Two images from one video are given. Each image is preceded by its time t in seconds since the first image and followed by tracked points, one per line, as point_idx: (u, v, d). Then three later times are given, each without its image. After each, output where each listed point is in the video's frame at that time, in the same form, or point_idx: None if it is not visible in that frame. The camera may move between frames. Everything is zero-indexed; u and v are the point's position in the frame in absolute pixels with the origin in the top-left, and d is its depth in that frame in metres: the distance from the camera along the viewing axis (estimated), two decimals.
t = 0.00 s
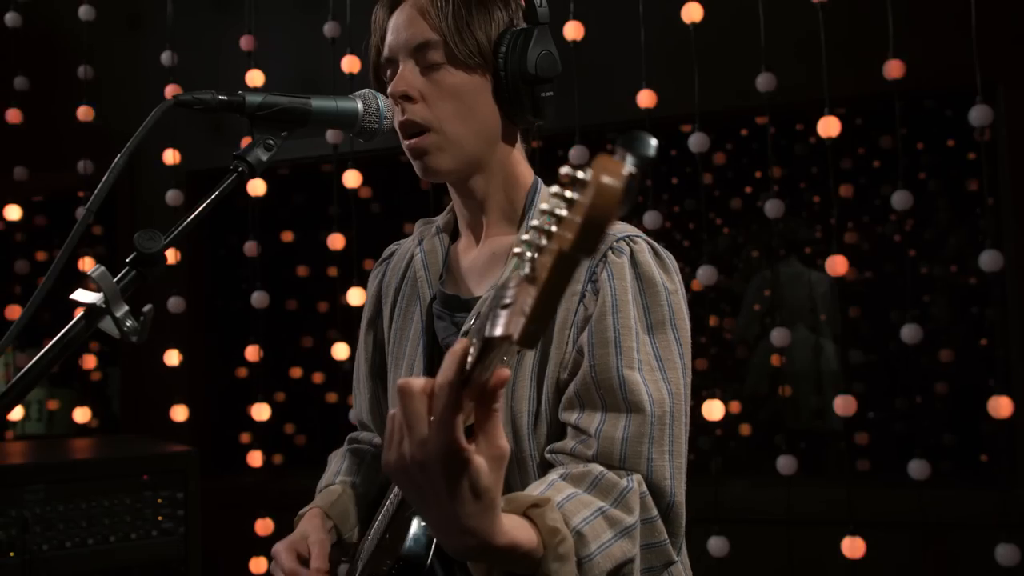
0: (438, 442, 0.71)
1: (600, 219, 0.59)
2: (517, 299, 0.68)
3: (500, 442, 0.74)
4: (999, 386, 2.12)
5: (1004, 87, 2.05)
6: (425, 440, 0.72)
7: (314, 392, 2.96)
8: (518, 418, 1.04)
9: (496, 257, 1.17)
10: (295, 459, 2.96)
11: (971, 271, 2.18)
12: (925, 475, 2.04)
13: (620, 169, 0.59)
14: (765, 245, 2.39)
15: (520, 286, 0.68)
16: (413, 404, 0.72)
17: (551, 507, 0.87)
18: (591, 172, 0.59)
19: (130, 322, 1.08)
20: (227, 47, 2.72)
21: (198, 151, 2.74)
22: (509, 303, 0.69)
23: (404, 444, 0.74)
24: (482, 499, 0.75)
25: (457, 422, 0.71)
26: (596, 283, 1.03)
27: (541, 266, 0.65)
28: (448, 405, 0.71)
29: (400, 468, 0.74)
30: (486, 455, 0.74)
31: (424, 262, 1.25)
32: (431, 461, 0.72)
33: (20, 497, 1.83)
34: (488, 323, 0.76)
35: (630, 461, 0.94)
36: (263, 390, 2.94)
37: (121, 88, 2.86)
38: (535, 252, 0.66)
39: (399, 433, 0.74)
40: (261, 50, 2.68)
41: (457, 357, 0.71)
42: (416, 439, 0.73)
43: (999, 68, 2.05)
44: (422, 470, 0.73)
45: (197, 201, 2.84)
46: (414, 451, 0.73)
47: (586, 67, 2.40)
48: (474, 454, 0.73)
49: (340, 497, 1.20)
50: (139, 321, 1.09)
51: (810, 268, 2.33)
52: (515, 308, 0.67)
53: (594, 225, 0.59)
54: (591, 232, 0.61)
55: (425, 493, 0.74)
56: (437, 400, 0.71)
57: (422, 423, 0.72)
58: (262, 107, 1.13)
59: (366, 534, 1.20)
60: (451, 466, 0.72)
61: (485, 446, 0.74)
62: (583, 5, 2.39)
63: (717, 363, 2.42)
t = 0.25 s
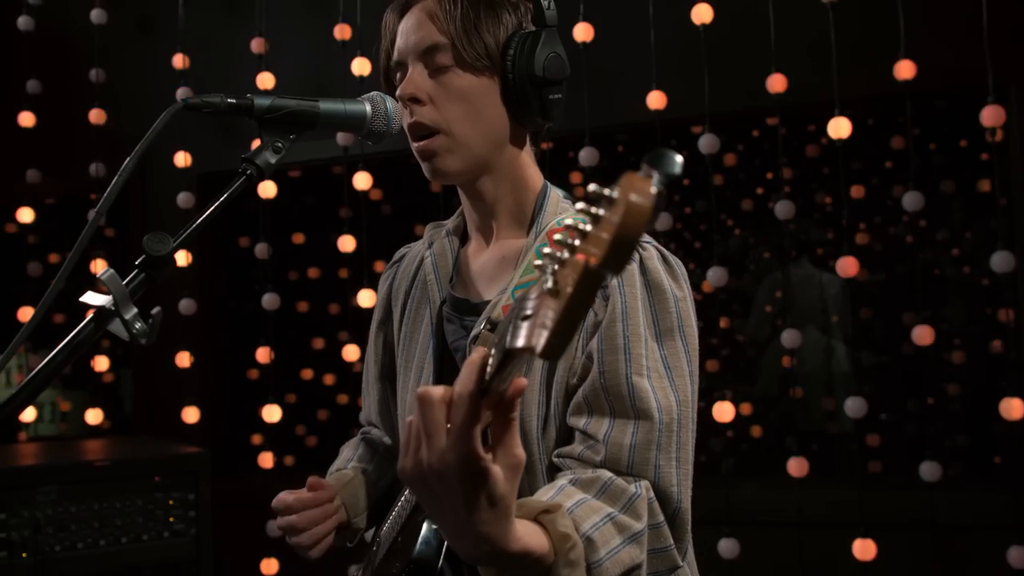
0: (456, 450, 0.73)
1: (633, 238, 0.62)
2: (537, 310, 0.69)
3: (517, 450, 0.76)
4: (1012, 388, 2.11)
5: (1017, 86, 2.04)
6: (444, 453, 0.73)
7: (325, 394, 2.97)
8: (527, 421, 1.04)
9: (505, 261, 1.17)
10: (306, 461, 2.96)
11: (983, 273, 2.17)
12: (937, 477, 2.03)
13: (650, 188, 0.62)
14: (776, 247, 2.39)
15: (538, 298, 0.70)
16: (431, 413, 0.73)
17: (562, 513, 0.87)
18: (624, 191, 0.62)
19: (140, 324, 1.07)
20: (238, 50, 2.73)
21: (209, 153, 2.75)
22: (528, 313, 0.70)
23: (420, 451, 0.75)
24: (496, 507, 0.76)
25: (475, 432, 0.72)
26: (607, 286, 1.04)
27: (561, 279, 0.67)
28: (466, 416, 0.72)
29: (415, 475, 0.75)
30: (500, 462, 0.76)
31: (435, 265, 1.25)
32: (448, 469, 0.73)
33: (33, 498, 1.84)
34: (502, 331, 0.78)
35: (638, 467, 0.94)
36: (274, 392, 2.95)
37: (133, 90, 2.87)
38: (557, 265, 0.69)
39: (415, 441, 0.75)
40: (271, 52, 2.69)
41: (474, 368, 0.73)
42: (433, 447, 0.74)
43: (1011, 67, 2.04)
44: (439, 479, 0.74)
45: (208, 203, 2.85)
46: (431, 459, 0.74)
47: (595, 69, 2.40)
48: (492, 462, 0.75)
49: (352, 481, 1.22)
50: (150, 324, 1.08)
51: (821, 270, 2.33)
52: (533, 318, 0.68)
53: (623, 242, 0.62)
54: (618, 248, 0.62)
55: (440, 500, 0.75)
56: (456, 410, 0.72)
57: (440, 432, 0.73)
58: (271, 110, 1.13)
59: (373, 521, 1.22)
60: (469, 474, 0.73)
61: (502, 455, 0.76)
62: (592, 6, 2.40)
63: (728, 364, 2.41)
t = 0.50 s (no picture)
0: (476, 456, 0.73)
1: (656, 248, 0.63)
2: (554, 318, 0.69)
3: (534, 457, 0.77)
4: None
5: None
6: (462, 459, 0.74)
7: (337, 395, 2.97)
8: (539, 424, 1.04)
9: (515, 264, 1.17)
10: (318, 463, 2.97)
11: (998, 273, 2.15)
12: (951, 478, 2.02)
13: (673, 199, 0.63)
14: (788, 248, 2.38)
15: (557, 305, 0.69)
16: (450, 418, 0.74)
17: (577, 517, 0.87)
18: (648, 203, 0.63)
19: (149, 327, 1.08)
20: (249, 53, 2.74)
21: (220, 156, 2.76)
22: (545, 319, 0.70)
23: (439, 456, 0.76)
24: (513, 512, 0.77)
25: (494, 438, 0.73)
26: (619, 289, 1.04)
27: (581, 288, 0.68)
28: (485, 422, 0.72)
29: (435, 480, 0.76)
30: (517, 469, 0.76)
31: (445, 268, 1.25)
32: (467, 474, 0.74)
33: (47, 499, 1.85)
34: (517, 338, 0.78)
35: (649, 470, 0.94)
36: (287, 394, 2.96)
37: (145, 93, 2.88)
38: (577, 273, 0.69)
39: (435, 446, 0.76)
40: (282, 55, 2.70)
41: (493, 374, 0.73)
42: (452, 453, 0.74)
43: None
44: (460, 484, 0.75)
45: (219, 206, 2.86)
46: (451, 465, 0.74)
47: (605, 70, 2.40)
48: (509, 469, 0.75)
49: (361, 510, 1.23)
50: (159, 326, 1.10)
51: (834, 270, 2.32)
52: (552, 326, 0.68)
53: (647, 253, 0.63)
54: (641, 261, 0.63)
55: (459, 504, 0.77)
56: (475, 416, 0.73)
57: (459, 438, 0.74)
58: (280, 113, 1.13)
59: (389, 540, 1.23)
60: (488, 479, 0.74)
61: (520, 462, 0.76)
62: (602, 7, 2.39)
63: (740, 365, 2.43)
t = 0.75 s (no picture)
0: (488, 460, 0.73)
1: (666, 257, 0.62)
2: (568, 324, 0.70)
3: (546, 459, 0.77)
4: None
5: None
6: (473, 463, 0.74)
7: (349, 397, 2.98)
8: (550, 426, 1.04)
9: (526, 266, 1.17)
10: (331, 464, 2.98)
11: (1012, 272, 2.14)
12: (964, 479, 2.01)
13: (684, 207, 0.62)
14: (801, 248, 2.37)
15: (570, 311, 0.72)
16: (463, 422, 0.74)
17: (588, 519, 0.87)
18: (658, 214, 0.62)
19: (159, 329, 1.09)
20: (261, 56, 2.74)
21: (232, 159, 2.77)
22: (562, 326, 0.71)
23: (452, 459, 0.76)
24: (525, 515, 0.77)
25: (507, 442, 0.73)
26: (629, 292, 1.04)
27: (594, 294, 0.69)
28: (497, 426, 0.73)
29: (448, 483, 0.76)
30: (529, 472, 0.76)
31: (456, 271, 1.25)
32: (479, 478, 0.74)
33: (60, 501, 1.85)
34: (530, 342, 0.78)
35: (660, 472, 0.95)
36: (299, 396, 2.96)
37: (158, 96, 2.89)
38: (591, 279, 0.70)
39: (447, 449, 0.76)
40: (293, 58, 2.70)
41: (504, 380, 0.73)
42: (465, 457, 0.75)
43: None
44: (472, 487, 0.75)
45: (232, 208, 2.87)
46: (464, 469, 0.75)
47: (616, 71, 2.40)
48: (522, 473, 0.76)
49: (375, 497, 1.23)
50: (168, 328, 1.10)
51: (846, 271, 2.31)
52: (566, 331, 0.70)
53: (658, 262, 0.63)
54: (658, 270, 0.62)
55: (471, 507, 0.77)
56: (488, 420, 0.73)
57: (472, 442, 0.74)
58: (289, 116, 1.14)
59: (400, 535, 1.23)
60: (500, 483, 0.74)
61: (533, 467, 0.76)
62: (613, 8, 2.39)
63: (753, 366, 2.43)
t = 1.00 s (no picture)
0: (495, 463, 0.74)
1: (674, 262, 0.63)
2: (576, 329, 0.69)
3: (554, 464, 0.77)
4: None
5: None
6: (481, 466, 0.74)
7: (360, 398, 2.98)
8: (558, 428, 1.04)
9: (536, 268, 1.17)
10: (341, 465, 2.98)
11: None
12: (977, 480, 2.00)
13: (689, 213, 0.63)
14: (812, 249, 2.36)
15: (576, 316, 0.71)
16: (472, 425, 0.74)
17: (594, 523, 0.87)
18: (667, 220, 0.63)
19: (166, 330, 1.10)
20: (271, 58, 2.75)
21: (243, 161, 2.78)
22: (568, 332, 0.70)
23: (459, 462, 0.76)
24: (533, 518, 0.77)
25: (514, 446, 0.73)
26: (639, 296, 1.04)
27: (600, 299, 0.69)
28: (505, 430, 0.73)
29: (455, 485, 0.77)
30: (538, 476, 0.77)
31: (466, 272, 1.25)
32: (488, 482, 0.74)
33: (72, 502, 1.87)
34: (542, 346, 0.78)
35: (666, 476, 0.95)
36: (310, 397, 2.97)
37: (169, 99, 2.90)
38: (597, 284, 0.70)
39: (454, 452, 0.76)
40: (304, 60, 2.71)
41: (513, 385, 0.73)
42: (472, 460, 0.75)
43: None
44: (480, 489, 0.75)
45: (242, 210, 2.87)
46: (471, 471, 0.75)
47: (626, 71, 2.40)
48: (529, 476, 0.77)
49: (383, 500, 1.23)
50: (175, 329, 1.11)
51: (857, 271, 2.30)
52: (572, 336, 0.69)
53: (667, 268, 0.63)
54: (661, 277, 0.63)
55: (478, 510, 0.77)
56: (498, 423, 0.73)
57: (480, 446, 0.74)
58: (296, 118, 1.14)
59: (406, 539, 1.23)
60: (506, 486, 0.74)
61: (540, 471, 0.77)
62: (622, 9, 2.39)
63: (763, 366, 2.41)
